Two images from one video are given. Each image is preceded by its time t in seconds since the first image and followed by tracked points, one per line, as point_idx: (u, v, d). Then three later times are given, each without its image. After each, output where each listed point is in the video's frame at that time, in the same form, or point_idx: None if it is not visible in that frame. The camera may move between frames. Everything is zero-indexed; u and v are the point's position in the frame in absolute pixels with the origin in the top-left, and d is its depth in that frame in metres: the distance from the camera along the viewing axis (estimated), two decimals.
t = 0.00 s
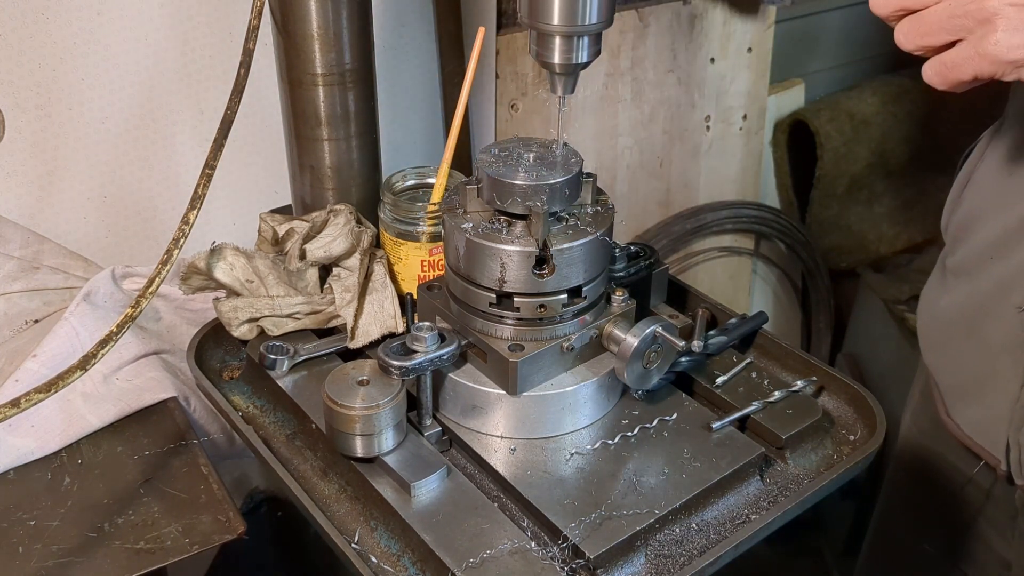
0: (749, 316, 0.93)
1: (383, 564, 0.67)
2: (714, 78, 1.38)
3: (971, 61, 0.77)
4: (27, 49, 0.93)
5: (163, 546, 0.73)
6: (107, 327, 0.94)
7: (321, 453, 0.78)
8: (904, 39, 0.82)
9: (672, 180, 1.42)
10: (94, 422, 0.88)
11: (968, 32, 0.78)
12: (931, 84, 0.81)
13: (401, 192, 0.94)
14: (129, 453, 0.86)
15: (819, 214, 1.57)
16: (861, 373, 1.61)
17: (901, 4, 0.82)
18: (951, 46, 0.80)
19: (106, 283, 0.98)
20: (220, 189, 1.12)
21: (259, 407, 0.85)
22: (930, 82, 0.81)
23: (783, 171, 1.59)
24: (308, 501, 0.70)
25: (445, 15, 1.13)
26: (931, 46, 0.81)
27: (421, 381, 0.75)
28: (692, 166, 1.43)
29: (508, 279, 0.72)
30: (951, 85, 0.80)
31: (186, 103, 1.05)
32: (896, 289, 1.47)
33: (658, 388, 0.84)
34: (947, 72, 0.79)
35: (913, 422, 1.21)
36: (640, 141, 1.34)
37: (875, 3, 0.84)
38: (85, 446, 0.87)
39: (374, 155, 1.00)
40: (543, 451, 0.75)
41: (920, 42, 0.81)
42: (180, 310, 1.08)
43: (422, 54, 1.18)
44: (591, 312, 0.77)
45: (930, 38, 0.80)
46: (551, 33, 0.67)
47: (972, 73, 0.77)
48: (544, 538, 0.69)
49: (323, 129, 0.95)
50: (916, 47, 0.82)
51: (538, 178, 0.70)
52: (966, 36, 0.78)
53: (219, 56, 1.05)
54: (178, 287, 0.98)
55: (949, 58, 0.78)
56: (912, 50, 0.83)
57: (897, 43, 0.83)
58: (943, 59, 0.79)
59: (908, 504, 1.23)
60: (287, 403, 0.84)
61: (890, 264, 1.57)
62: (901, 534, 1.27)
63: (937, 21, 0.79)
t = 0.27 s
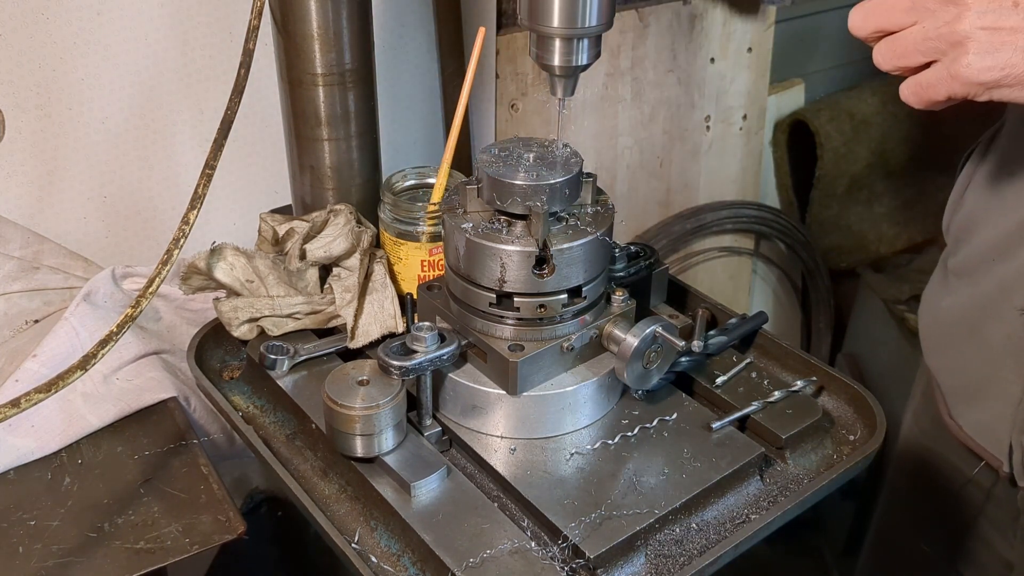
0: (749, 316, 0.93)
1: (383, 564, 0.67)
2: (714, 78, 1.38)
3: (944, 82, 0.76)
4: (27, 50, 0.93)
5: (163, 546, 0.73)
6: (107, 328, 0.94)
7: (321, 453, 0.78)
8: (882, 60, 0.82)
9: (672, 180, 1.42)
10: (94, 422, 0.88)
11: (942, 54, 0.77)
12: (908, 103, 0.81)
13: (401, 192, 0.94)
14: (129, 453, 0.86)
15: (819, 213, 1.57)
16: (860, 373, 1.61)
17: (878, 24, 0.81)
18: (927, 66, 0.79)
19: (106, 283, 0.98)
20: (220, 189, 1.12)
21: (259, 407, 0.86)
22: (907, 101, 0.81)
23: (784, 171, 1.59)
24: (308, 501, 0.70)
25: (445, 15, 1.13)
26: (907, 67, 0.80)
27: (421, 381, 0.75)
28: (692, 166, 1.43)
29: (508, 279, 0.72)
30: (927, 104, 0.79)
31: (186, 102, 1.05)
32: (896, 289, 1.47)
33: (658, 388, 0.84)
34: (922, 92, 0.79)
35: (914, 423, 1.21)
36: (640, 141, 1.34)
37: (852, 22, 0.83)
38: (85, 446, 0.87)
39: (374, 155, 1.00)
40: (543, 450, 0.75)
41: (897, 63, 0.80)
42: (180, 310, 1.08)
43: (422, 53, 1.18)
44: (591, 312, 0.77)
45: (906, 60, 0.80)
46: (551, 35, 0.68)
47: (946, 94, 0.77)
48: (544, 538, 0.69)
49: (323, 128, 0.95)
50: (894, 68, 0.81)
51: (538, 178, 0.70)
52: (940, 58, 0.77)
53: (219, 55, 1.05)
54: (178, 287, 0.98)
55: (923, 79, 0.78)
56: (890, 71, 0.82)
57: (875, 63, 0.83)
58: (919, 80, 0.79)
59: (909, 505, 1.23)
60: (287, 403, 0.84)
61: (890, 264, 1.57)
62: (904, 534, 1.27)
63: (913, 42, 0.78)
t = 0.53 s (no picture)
0: (750, 316, 0.93)
1: (383, 564, 0.67)
2: (714, 78, 1.38)
3: (916, 100, 0.77)
4: (26, 50, 0.93)
5: (163, 546, 0.73)
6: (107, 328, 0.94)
7: (321, 453, 0.78)
8: (858, 74, 0.81)
9: (672, 180, 1.42)
10: (94, 422, 0.88)
11: (916, 70, 0.76)
12: (885, 117, 0.81)
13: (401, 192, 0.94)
14: (129, 453, 0.86)
15: (819, 214, 1.57)
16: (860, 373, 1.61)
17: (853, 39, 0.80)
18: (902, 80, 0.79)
19: (106, 283, 0.98)
20: (220, 189, 1.12)
21: (259, 407, 0.86)
22: (883, 115, 0.81)
23: (784, 171, 1.59)
24: (308, 501, 0.70)
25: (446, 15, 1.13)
26: (882, 81, 0.80)
27: (421, 381, 0.75)
28: (692, 166, 1.43)
29: (508, 279, 0.72)
30: (902, 119, 0.80)
31: (186, 102, 1.05)
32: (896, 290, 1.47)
33: (658, 388, 0.84)
34: (897, 108, 0.79)
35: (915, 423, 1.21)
36: (640, 141, 1.34)
37: (829, 36, 0.82)
38: (85, 446, 0.87)
39: (374, 155, 1.00)
40: (543, 451, 0.75)
41: (873, 78, 0.80)
42: (180, 310, 1.08)
43: (422, 53, 1.18)
44: (591, 312, 0.77)
45: (881, 76, 0.79)
46: (550, 37, 0.68)
47: (919, 111, 0.77)
48: (544, 538, 0.69)
49: (323, 128, 0.95)
50: (869, 82, 0.81)
51: (538, 178, 0.70)
52: (914, 74, 0.77)
53: (219, 55, 1.05)
54: (178, 287, 0.98)
55: (898, 95, 0.78)
56: (866, 85, 0.81)
57: (852, 78, 0.82)
58: (893, 95, 0.79)
59: (909, 504, 1.23)
60: (287, 403, 0.84)
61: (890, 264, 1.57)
62: (905, 535, 1.26)
63: (887, 58, 0.77)
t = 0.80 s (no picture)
0: (750, 316, 0.93)
1: (383, 564, 0.67)
2: (714, 78, 1.38)
3: (972, 50, 0.69)
4: (26, 50, 0.93)
5: (163, 547, 0.73)
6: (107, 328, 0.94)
7: (321, 453, 0.78)
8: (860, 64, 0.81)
9: (672, 180, 1.42)
10: (94, 422, 0.88)
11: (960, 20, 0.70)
12: (933, 76, 0.72)
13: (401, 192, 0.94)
14: (129, 453, 0.86)
15: (819, 214, 1.57)
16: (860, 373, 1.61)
17: None
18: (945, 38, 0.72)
19: (106, 283, 0.98)
20: (220, 190, 1.12)
21: (259, 407, 0.86)
22: (932, 74, 0.72)
23: (784, 171, 1.59)
24: (308, 501, 0.70)
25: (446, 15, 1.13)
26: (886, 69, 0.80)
27: (421, 381, 0.75)
28: (692, 166, 1.43)
29: (508, 279, 0.72)
30: (955, 76, 0.71)
31: (186, 102, 1.05)
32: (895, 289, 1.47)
33: (658, 388, 0.84)
34: (950, 63, 0.70)
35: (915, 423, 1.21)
36: (640, 141, 1.34)
37: None
38: (85, 446, 0.87)
39: (374, 155, 1.00)
40: (543, 451, 0.75)
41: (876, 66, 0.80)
42: (180, 310, 1.08)
43: (422, 53, 1.18)
44: (591, 312, 0.77)
45: (922, 33, 0.72)
46: (551, 35, 0.67)
47: (975, 62, 0.69)
48: (544, 538, 0.69)
49: (323, 129, 0.95)
50: (907, 43, 0.73)
51: (538, 178, 0.70)
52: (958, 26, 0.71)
53: (219, 55, 1.05)
54: (178, 287, 0.98)
55: (948, 49, 0.70)
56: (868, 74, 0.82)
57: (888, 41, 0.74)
58: (943, 50, 0.71)
59: (909, 504, 1.23)
60: (287, 403, 0.84)
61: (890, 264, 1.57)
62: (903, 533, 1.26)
63: (926, 13, 0.71)
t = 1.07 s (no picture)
0: (750, 316, 0.93)
1: (383, 564, 0.67)
2: (714, 78, 1.38)
3: (904, 96, 0.77)
4: (27, 50, 0.93)
5: (163, 547, 0.73)
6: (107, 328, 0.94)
7: (321, 453, 0.78)
8: (843, 74, 0.81)
9: (672, 180, 1.42)
10: (94, 422, 0.88)
11: (899, 66, 0.77)
12: (872, 114, 0.82)
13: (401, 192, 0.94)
14: (129, 453, 0.86)
15: (819, 214, 1.57)
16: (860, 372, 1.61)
17: (835, 37, 0.80)
18: (885, 78, 0.80)
19: (106, 283, 0.98)
20: (220, 189, 1.12)
21: (259, 407, 0.86)
22: (872, 112, 0.81)
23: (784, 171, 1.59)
24: (308, 501, 0.70)
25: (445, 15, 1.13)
26: (868, 80, 0.80)
27: (421, 381, 0.75)
28: (692, 166, 1.43)
29: (508, 279, 0.72)
30: (890, 116, 0.80)
31: (186, 102, 1.05)
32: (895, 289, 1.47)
33: (658, 388, 0.84)
34: (885, 106, 0.79)
35: (916, 422, 1.21)
36: (640, 141, 1.34)
37: (812, 39, 0.82)
38: (85, 445, 0.87)
39: (374, 155, 1.00)
40: (543, 451, 0.75)
41: (858, 77, 0.80)
42: (180, 310, 1.08)
43: (422, 53, 1.18)
44: (591, 312, 0.77)
45: (867, 73, 0.79)
46: (550, 39, 0.68)
47: (908, 105, 0.78)
48: (544, 538, 0.69)
49: (323, 129, 0.95)
50: (854, 81, 0.81)
51: (538, 178, 0.70)
52: (898, 70, 0.77)
53: (219, 56, 1.05)
54: (178, 287, 0.98)
55: (885, 92, 0.79)
56: (850, 84, 0.81)
57: (836, 77, 0.82)
58: (881, 92, 0.79)
59: (909, 505, 1.23)
60: (287, 403, 0.84)
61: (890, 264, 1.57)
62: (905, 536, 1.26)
63: (871, 57, 0.78)
